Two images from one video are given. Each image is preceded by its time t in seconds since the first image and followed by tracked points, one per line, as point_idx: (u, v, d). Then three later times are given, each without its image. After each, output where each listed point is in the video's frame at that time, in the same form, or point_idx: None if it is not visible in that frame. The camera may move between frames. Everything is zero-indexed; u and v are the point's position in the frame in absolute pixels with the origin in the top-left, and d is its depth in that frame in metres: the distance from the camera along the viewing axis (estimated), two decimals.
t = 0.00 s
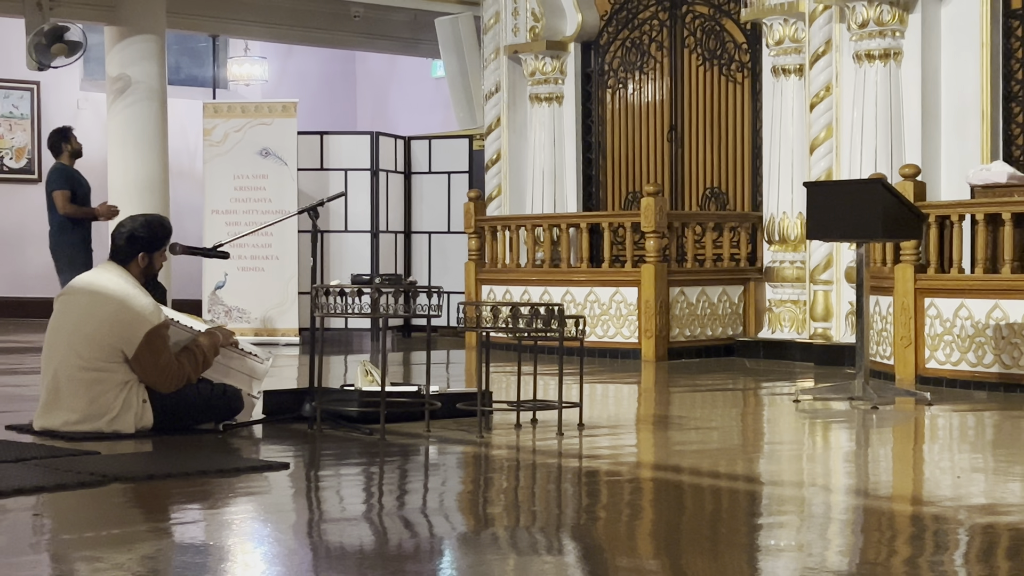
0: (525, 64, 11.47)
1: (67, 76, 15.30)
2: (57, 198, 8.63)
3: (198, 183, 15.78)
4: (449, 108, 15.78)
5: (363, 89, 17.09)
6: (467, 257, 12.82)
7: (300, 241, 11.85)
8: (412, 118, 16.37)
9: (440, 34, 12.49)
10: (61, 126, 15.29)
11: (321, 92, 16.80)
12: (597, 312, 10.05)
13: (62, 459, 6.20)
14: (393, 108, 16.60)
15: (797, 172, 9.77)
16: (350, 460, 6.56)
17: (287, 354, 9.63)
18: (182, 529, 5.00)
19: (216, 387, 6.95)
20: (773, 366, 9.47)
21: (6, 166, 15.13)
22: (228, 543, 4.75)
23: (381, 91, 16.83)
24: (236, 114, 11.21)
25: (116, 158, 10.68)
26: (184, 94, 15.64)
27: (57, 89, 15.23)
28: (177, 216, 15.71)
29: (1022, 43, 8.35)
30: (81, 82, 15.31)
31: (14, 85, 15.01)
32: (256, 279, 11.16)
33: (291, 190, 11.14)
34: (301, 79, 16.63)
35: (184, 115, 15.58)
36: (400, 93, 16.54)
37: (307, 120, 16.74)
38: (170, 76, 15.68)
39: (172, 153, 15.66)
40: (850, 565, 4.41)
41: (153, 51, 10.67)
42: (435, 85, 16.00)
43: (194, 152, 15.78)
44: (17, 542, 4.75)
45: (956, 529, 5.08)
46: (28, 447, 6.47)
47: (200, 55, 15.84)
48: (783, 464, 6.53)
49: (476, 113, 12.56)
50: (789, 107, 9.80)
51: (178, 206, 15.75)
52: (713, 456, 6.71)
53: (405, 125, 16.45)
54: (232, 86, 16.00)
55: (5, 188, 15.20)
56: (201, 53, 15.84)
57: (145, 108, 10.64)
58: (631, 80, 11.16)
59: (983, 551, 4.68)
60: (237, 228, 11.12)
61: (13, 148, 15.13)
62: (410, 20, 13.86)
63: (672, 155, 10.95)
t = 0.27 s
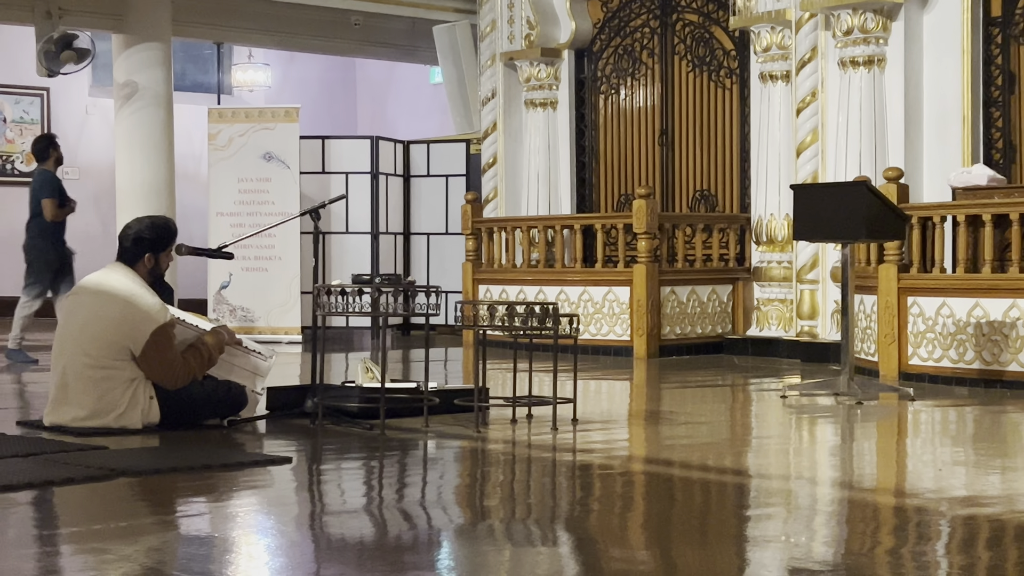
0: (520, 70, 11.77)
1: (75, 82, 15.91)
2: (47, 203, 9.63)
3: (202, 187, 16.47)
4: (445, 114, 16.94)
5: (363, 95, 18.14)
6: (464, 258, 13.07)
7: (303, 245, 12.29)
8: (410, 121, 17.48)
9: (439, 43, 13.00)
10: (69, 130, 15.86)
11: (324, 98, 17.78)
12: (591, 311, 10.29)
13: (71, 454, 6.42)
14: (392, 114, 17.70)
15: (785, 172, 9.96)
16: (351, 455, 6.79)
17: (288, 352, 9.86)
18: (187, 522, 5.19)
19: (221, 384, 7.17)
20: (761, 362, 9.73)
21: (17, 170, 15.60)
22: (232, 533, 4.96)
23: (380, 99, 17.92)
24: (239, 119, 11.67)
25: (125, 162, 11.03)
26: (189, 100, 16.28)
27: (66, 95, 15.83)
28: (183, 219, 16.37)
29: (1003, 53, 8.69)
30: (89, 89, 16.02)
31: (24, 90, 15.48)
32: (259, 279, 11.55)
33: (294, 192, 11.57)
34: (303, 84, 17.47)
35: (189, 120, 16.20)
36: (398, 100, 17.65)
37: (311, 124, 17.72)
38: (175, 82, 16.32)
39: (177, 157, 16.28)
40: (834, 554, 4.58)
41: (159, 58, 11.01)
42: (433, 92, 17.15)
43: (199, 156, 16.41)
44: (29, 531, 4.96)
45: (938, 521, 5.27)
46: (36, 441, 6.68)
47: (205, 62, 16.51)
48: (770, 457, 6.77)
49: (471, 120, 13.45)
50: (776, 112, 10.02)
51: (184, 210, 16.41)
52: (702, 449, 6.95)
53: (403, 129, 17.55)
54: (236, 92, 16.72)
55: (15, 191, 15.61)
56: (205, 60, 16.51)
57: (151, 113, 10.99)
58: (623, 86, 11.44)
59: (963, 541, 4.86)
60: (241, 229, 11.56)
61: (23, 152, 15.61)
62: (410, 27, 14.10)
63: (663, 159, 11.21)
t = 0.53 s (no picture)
0: (517, 76, 12.12)
1: (85, 88, 16.22)
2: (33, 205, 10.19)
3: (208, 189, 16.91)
4: (444, 119, 17.24)
5: (364, 101, 18.41)
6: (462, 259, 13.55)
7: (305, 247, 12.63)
8: (410, 126, 17.74)
9: (438, 50, 13.22)
10: (79, 134, 16.18)
11: (325, 102, 18.07)
12: (585, 309, 10.52)
13: (82, 449, 6.65)
14: (390, 118, 18.04)
15: (772, 177, 10.23)
16: (353, 449, 7.02)
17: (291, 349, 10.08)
18: (194, 515, 5.38)
19: (225, 381, 7.41)
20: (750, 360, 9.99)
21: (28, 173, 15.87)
22: (237, 525, 5.16)
23: (379, 102, 18.21)
24: (243, 123, 11.94)
25: (132, 166, 11.30)
26: (196, 105, 16.75)
27: (75, 100, 16.15)
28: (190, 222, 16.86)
29: (983, 58, 8.86)
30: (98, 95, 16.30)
31: (35, 96, 15.81)
32: (262, 279, 11.86)
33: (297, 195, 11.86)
34: (304, 89, 17.87)
35: (195, 125, 16.71)
36: (397, 104, 17.97)
37: (311, 131, 17.96)
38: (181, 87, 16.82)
39: (184, 160, 16.70)
40: (820, 545, 4.76)
41: (165, 65, 11.28)
42: (432, 97, 17.45)
43: (205, 160, 16.85)
44: (41, 522, 5.16)
45: (921, 513, 5.47)
46: (48, 438, 6.93)
47: (211, 68, 17.01)
48: (759, 452, 6.98)
49: (470, 123, 13.47)
50: (764, 117, 10.27)
51: (190, 211, 16.84)
52: (692, 444, 7.17)
53: (401, 134, 17.84)
54: (240, 97, 17.28)
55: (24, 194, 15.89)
56: (211, 67, 17.02)
57: (157, 119, 11.24)
58: (616, 91, 11.78)
59: (946, 532, 5.04)
60: (246, 230, 11.86)
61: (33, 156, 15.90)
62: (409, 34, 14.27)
63: (655, 162, 11.58)
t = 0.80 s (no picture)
0: (514, 84, 12.51)
1: (99, 95, 16.73)
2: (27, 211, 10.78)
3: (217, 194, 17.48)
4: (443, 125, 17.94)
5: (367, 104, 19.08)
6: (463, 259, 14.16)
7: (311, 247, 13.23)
8: (412, 131, 18.35)
9: (437, 59, 13.61)
10: (92, 140, 16.70)
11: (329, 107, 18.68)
12: (579, 308, 10.84)
13: (96, 443, 6.93)
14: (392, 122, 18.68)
15: (760, 180, 10.57)
16: (356, 443, 7.34)
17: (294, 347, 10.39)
18: (203, 506, 5.62)
19: (233, 376, 7.73)
20: (739, 356, 10.31)
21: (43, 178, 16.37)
22: (244, 516, 5.38)
23: (382, 107, 18.83)
24: (251, 129, 12.27)
25: (143, 171, 11.63)
26: (205, 112, 17.25)
27: (88, 107, 16.66)
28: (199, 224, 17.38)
29: (962, 66, 9.20)
30: (111, 101, 16.82)
31: (49, 102, 16.29)
32: (269, 279, 12.18)
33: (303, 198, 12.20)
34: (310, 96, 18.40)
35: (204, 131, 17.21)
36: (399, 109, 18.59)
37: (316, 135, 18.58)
38: (190, 94, 17.31)
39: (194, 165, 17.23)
40: (806, 534, 4.93)
41: (175, 73, 11.62)
42: (432, 103, 18.08)
43: (214, 164, 17.40)
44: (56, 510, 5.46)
45: (903, 504, 5.67)
46: (65, 432, 7.21)
47: (219, 76, 17.49)
48: (748, 446, 7.23)
49: (469, 128, 13.97)
50: (751, 123, 10.62)
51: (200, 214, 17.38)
52: (684, 438, 7.44)
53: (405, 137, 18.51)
54: (247, 104, 17.73)
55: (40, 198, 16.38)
56: (219, 75, 17.50)
57: (168, 125, 11.58)
58: (609, 98, 12.23)
59: (926, 521, 5.21)
60: (253, 232, 12.15)
61: (49, 161, 16.40)
62: (408, 43, 14.75)
63: (647, 166, 11.98)
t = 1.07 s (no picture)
0: (511, 95, 13.42)
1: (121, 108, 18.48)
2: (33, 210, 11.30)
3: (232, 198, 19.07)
4: (445, 134, 19.17)
5: (373, 116, 20.58)
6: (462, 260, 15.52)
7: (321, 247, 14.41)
8: (414, 138, 19.82)
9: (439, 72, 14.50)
10: (116, 149, 18.50)
11: (339, 120, 20.23)
12: (573, 306, 11.39)
13: (115, 434, 6.89)
14: (398, 133, 20.05)
15: (743, 186, 11.17)
16: (364, 433, 7.67)
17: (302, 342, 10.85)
18: (220, 493, 5.41)
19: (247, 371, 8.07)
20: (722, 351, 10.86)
21: (70, 184, 18.17)
22: (259, 502, 5.20)
23: (388, 119, 20.26)
24: (264, 138, 13.09)
25: (164, 177, 12.69)
26: (220, 122, 18.82)
27: (112, 118, 18.43)
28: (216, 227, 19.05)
29: (931, 78, 10.06)
30: (134, 113, 18.63)
31: (76, 114, 18.04)
32: (282, 279, 12.99)
33: (313, 203, 13.03)
34: (321, 108, 19.97)
35: (220, 140, 18.84)
36: (404, 120, 19.98)
37: (326, 143, 20.16)
38: (207, 106, 18.84)
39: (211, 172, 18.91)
40: (788, 519, 4.67)
41: (194, 86, 12.70)
42: (434, 114, 19.40)
43: (229, 171, 19.00)
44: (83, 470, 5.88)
45: (879, 490, 5.35)
46: (86, 424, 7.20)
47: (234, 89, 19.04)
48: (731, 434, 7.47)
49: (469, 136, 14.73)
50: (735, 132, 11.23)
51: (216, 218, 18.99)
52: (671, 427, 7.78)
53: (409, 146, 19.86)
54: (261, 114, 19.27)
55: (67, 204, 18.18)
56: (234, 87, 19.04)
57: (187, 134, 12.66)
58: (601, 109, 13.06)
59: (900, 507, 4.93)
60: (266, 235, 13.03)
61: (75, 168, 18.19)
62: (412, 58, 15.58)
63: (637, 173, 12.80)
